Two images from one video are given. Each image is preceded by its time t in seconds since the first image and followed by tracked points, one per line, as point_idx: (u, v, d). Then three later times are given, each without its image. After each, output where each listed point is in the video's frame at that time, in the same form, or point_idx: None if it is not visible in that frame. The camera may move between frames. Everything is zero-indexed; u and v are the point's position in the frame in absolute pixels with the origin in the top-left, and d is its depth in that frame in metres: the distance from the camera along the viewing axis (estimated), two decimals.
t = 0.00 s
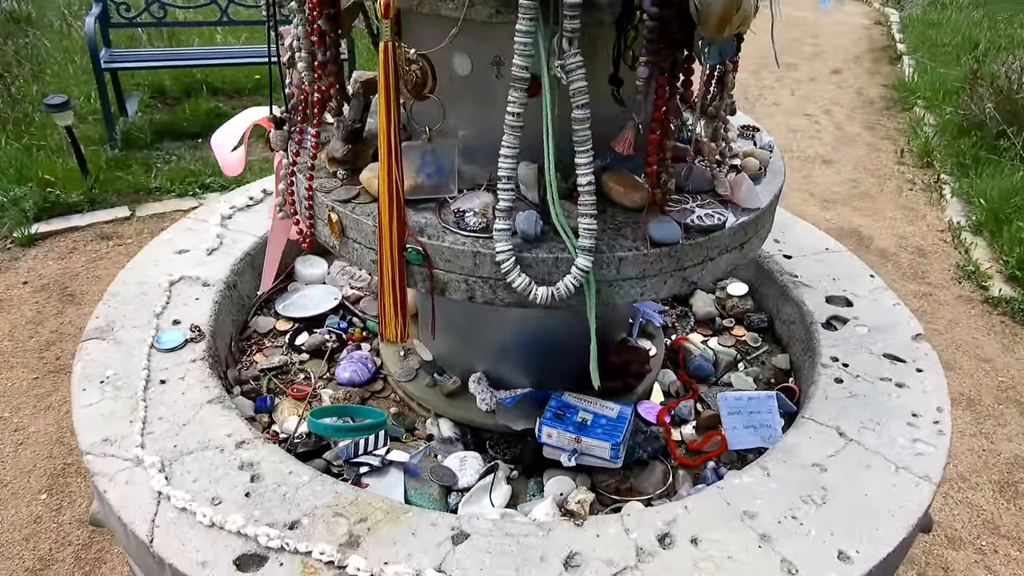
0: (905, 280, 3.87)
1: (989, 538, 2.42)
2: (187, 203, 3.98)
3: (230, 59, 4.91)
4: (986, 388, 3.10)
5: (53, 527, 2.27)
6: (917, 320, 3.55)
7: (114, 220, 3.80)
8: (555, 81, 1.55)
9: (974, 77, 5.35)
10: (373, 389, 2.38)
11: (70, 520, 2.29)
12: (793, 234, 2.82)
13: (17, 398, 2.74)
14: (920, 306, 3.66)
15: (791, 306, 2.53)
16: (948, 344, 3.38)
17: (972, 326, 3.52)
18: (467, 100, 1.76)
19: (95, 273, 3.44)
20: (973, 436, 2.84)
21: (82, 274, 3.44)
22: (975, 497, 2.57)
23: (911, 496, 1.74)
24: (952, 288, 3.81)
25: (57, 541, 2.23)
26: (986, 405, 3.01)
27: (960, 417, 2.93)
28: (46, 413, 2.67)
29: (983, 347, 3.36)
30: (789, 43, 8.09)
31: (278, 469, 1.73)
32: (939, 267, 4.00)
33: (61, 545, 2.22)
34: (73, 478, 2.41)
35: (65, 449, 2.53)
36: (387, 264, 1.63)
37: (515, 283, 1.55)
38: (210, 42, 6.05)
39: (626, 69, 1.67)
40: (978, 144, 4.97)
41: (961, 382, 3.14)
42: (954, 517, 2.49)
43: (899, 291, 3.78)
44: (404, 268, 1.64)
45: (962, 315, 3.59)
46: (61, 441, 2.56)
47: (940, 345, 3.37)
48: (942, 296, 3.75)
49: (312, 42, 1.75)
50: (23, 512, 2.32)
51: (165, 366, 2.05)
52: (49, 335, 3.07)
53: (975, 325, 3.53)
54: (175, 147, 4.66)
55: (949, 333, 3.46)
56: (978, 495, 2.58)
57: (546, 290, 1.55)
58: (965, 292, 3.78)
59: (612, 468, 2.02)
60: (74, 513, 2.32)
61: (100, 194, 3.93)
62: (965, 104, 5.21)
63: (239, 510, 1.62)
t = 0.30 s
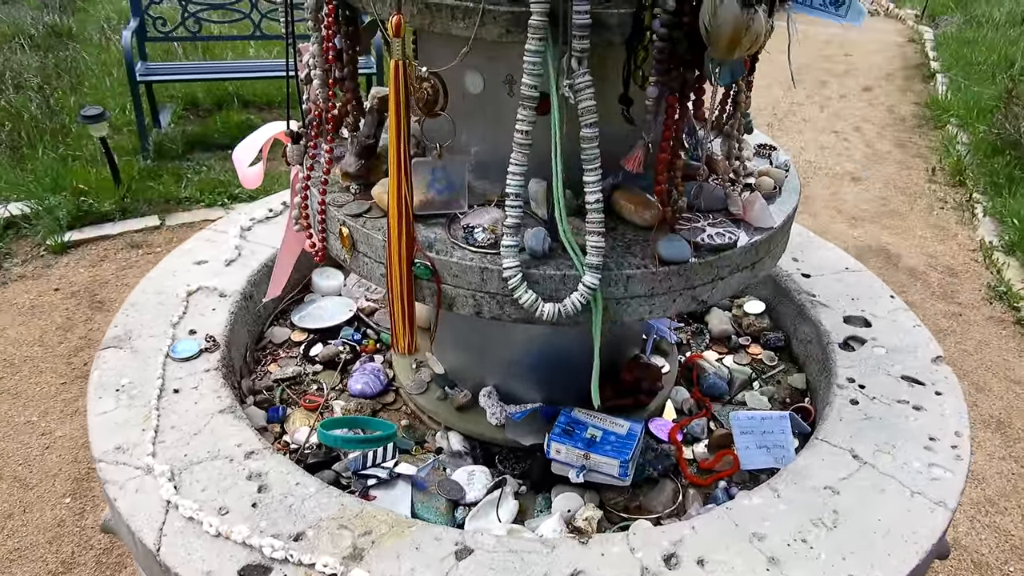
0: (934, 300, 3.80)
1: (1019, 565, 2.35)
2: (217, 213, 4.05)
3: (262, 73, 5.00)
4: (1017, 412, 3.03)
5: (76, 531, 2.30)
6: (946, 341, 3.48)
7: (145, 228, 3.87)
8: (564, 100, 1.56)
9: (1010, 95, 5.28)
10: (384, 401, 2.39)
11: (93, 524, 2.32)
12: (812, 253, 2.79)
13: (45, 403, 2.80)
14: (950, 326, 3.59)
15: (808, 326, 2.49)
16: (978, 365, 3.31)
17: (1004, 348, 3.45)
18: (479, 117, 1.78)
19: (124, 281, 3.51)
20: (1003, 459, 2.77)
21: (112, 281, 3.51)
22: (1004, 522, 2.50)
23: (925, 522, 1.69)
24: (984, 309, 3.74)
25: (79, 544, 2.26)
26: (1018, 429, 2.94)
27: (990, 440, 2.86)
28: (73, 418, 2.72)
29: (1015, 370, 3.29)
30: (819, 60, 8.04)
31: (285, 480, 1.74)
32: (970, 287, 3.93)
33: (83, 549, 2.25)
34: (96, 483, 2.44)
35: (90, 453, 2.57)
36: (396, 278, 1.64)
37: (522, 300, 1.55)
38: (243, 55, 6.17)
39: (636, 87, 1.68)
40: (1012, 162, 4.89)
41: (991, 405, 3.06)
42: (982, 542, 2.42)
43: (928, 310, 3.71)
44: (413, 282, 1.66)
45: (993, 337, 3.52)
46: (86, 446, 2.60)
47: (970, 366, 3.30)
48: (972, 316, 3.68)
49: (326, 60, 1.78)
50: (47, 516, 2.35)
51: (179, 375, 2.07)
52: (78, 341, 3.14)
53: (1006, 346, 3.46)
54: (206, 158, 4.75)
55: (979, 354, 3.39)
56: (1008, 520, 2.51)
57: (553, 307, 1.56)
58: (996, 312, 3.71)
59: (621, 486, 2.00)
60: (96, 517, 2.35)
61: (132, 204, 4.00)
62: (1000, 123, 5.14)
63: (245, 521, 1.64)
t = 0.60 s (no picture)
0: (941, 292, 3.79)
1: None
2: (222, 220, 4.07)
3: (264, 80, 5.02)
4: None
5: (85, 540, 2.31)
6: (954, 333, 3.46)
7: (150, 236, 3.89)
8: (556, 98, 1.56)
9: (1014, 85, 5.25)
10: (386, 403, 2.39)
11: (102, 533, 2.33)
12: (813, 247, 2.79)
13: (53, 412, 2.81)
14: (957, 318, 3.57)
15: (809, 319, 2.48)
16: (986, 357, 3.29)
17: (1011, 339, 3.43)
18: (472, 117, 1.78)
19: (130, 289, 3.53)
20: (1012, 451, 2.75)
21: (118, 290, 3.52)
22: (1015, 514, 2.48)
23: (928, 514, 1.68)
24: (990, 300, 3.72)
25: (89, 553, 2.27)
26: None
27: (999, 432, 2.84)
28: (80, 427, 2.73)
29: None
30: (821, 54, 8.03)
31: (286, 484, 1.74)
32: (976, 278, 3.91)
33: (92, 558, 2.25)
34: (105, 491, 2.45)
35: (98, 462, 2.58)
36: (392, 279, 1.65)
37: (517, 298, 1.55)
38: (245, 62, 6.20)
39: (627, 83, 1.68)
40: (1017, 153, 4.87)
41: (1000, 396, 3.05)
42: (993, 534, 2.40)
43: (935, 303, 3.70)
44: (409, 283, 1.66)
45: (1001, 328, 3.50)
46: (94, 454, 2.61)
47: (978, 358, 3.29)
48: (979, 308, 3.66)
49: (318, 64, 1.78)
50: (57, 525, 2.36)
51: (179, 381, 2.08)
52: (84, 350, 3.15)
53: (1013, 338, 3.44)
54: (210, 165, 4.77)
55: (987, 346, 3.37)
56: (1019, 512, 2.49)
57: (548, 305, 1.56)
58: (1003, 304, 3.69)
59: (623, 483, 1.99)
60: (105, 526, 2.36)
61: (137, 213, 4.02)
62: (1005, 113, 5.12)
63: (245, 525, 1.64)
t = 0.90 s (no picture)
0: (943, 294, 3.80)
1: None
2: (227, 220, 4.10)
3: (269, 80, 5.05)
4: None
5: (88, 538, 2.34)
6: (955, 335, 3.47)
7: (155, 236, 3.93)
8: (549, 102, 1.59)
9: (1018, 86, 5.26)
10: (383, 403, 2.42)
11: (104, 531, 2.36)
12: (809, 249, 2.81)
13: (57, 411, 2.84)
14: (959, 320, 3.58)
15: (804, 321, 2.50)
16: (988, 360, 3.30)
17: (1013, 342, 3.44)
18: (468, 121, 1.81)
19: (134, 289, 3.56)
20: (1013, 454, 2.77)
21: (122, 289, 3.56)
22: (1014, 517, 2.50)
23: (916, 515, 1.70)
24: (993, 303, 3.73)
25: (92, 552, 2.30)
26: None
27: (999, 435, 2.86)
28: (84, 426, 2.76)
29: None
30: (826, 55, 8.04)
31: (283, 482, 1.77)
32: (979, 280, 3.92)
33: (95, 556, 2.28)
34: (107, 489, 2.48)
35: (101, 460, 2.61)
36: (388, 281, 1.67)
37: (510, 299, 1.57)
38: (250, 62, 6.24)
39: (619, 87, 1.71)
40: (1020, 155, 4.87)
41: (1000, 399, 3.06)
42: (992, 537, 2.41)
43: (937, 305, 3.71)
44: (404, 284, 1.68)
45: (1002, 330, 3.52)
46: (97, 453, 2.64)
47: (980, 361, 3.30)
48: (981, 310, 3.67)
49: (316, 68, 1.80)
50: (60, 523, 2.39)
51: (179, 380, 2.11)
52: (88, 349, 3.18)
53: (1015, 340, 3.45)
54: (214, 165, 4.80)
55: (989, 348, 3.38)
56: (1018, 514, 2.50)
57: (541, 306, 1.58)
58: (1005, 306, 3.70)
59: (615, 483, 2.02)
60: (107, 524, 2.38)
61: (142, 212, 4.05)
62: (1009, 115, 5.12)
63: (242, 522, 1.67)
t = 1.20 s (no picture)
0: (937, 304, 3.82)
1: None
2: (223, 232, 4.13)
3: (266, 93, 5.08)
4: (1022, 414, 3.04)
5: (80, 551, 2.34)
6: (950, 344, 3.49)
7: (151, 248, 3.95)
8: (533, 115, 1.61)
9: (1010, 97, 5.30)
10: (374, 414, 2.43)
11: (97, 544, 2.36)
12: (797, 259, 2.83)
13: (52, 423, 2.85)
14: (953, 329, 3.60)
15: (791, 331, 2.52)
16: (982, 368, 3.33)
17: (1007, 350, 3.46)
18: (454, 134, 1.83)
19: (130, 301, 3.57)
20: (1007, 462, 2.78)
21: (118, 302, 3.57)
22: (1009, 525, 2.50)
23: (900, 522, 1.71)
24: (987, 312, 3.76)
25: (84, 565, 2.30)
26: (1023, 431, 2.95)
27: (994, 443, 2.87)
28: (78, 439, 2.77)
29: (1018, 371, 3.30)
30: (821, 67, 8.12)
31: (271, 492, 1.78)
32: (973, 289, 3.95)
33: (88, 569, 2.28)
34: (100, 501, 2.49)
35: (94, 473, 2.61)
36: (375, 292, 1.69)
37: (495, 310, 1.59)
38: (248, 75, 6.28)
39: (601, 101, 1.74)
40: (1013, 165, 4.91)
41: (995, 407, 3.08)
42: (987, 545, 2.42)
43: (932, 314, 3.73)
44: (391, 295, 1.70)
45: (996, 339, 3.54)
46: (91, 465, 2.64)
47: (974, 369, 3.32)
48: (976, 319, 3.69)
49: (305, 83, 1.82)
50: (54, 537, 2.39)
51: (170, 392, 2.12)
52: (83, 362, 3.19)
53: (1009, 349, 3.47)
54: (210, 177, 4.82)
55: (983, 357, 3.40)
56: (1012, 522, 2.51)
57: (526, 316, 1.60)
58: (999, 315, 3.73)
59: (603, 491, 2.02)
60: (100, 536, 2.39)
61: (138, 224, 4.07)
62: (1001, 125, 5.16)
63: (230, 532, 1.68)
